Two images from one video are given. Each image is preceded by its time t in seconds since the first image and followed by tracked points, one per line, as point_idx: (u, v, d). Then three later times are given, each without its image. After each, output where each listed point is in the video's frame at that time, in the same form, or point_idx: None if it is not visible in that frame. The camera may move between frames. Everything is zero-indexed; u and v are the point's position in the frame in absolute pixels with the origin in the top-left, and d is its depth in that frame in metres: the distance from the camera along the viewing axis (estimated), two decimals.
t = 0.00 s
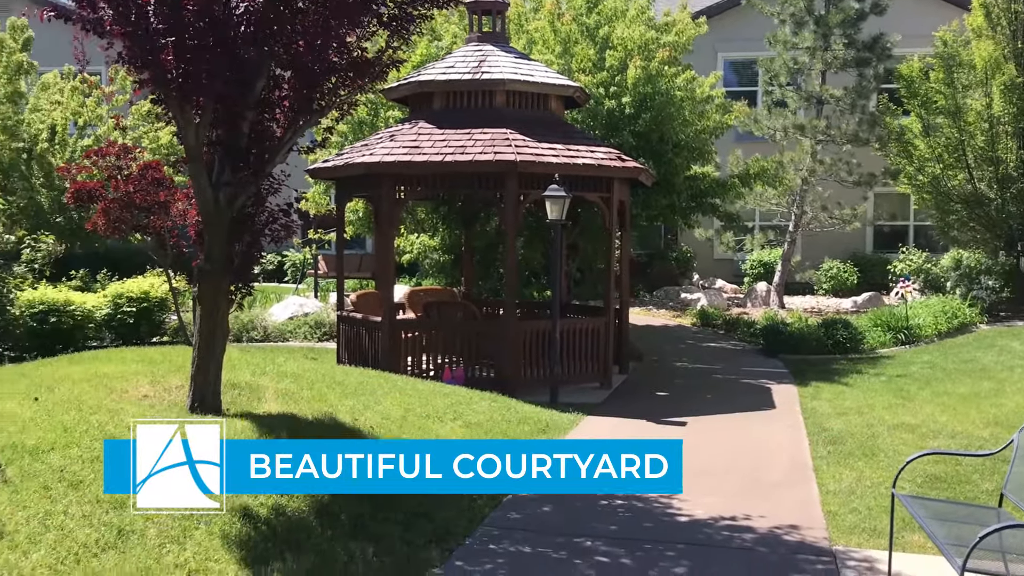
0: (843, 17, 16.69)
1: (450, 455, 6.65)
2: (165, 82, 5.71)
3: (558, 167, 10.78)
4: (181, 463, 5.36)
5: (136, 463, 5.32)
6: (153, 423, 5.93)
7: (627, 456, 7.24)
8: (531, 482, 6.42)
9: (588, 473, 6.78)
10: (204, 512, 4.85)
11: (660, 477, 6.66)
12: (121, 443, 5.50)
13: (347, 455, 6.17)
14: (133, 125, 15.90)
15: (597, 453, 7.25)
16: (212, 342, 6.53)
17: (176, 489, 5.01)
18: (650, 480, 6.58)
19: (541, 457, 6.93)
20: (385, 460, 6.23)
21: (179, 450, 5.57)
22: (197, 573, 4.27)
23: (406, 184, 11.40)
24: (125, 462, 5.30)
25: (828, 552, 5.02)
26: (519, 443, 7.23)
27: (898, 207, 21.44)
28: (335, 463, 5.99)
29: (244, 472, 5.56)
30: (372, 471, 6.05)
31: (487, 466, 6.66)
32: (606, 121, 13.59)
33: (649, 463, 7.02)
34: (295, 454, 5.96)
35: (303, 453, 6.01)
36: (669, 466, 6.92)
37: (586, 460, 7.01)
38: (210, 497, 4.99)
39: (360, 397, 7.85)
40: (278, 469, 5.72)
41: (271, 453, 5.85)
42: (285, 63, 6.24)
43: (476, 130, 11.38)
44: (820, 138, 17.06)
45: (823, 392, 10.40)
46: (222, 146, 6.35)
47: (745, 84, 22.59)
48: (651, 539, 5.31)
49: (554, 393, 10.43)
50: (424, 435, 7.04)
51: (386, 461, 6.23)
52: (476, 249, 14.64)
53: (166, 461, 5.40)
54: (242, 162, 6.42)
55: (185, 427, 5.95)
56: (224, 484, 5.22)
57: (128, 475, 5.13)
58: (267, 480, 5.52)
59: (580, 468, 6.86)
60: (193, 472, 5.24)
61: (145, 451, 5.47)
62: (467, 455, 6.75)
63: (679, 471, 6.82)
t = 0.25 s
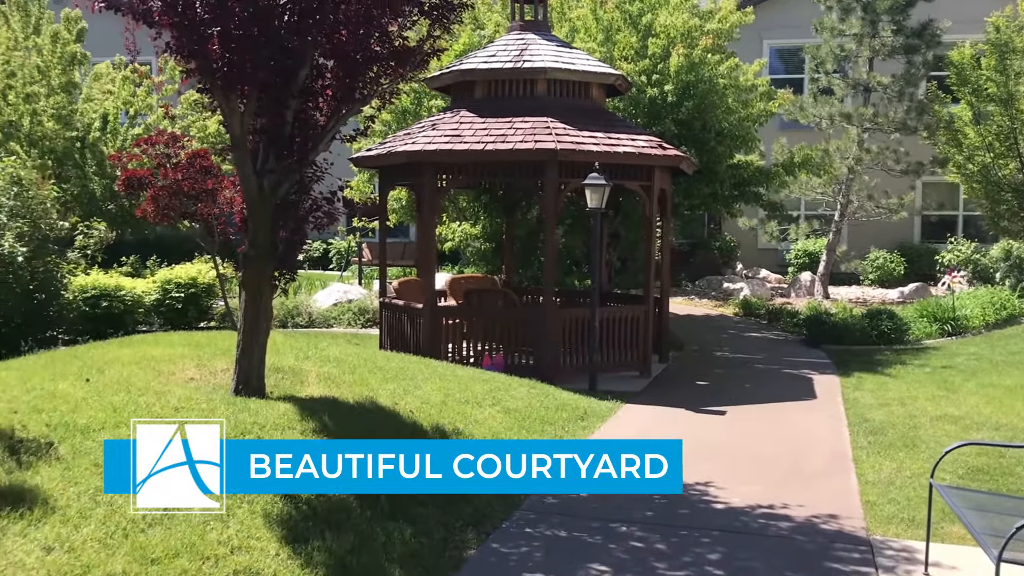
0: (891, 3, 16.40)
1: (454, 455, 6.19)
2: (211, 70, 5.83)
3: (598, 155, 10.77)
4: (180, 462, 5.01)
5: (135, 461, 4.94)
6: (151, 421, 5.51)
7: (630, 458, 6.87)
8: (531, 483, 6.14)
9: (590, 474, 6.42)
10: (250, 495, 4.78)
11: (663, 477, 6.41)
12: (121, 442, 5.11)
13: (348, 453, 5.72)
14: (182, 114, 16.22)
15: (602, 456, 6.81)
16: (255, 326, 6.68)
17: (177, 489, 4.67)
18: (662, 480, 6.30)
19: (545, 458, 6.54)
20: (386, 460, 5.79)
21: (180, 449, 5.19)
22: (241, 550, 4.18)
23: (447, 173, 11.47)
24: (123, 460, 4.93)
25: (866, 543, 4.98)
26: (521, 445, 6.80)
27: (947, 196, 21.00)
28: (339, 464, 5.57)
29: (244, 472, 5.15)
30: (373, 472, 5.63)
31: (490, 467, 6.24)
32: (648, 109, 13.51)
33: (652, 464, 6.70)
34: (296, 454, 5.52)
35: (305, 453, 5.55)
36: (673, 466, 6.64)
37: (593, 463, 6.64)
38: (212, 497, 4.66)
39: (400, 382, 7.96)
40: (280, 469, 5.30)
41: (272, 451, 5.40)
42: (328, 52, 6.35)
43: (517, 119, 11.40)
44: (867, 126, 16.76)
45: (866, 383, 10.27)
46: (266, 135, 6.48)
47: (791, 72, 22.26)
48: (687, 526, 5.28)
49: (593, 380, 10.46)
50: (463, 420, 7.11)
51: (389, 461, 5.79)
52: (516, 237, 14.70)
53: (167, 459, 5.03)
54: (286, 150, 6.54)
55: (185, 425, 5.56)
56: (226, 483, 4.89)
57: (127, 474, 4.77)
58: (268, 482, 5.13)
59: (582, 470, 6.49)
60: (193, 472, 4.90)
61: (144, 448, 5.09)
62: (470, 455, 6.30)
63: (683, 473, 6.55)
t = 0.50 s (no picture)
0: None
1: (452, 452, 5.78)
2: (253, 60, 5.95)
3: (637, 145, 10.74)
4: (181, 462, 4.80)
5: (135, 461, 4.72)
6: (150, 421, 5.28)
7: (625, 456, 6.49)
8: (534, 482, 5.75)
9: (588, 473, 6.06)
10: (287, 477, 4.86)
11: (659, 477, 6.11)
12: (120, 442, 4.88)
13: (347, 452, 5.40)
14: (227, 104, 16.53)
15: (596, 454, 6.41)
16: (295, 312, 6.82)
17: (178, 490, 4.46)
18: (662, 479, 5.96)
19: (542, 456, 6.12)
20: (384, 460, 5.43)
21: (180, 449, 4.96)
22: (278, 529, 4.23)
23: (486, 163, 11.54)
24: (122, 460, 4.71)
25: (900, 535, 4.93)
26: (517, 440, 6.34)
27: (995, 187, 20.54)
28: (336, 463, 5.24)
29: (243, 472, 4.90)
30: (372, 472, 5.26)
31: (489, 466, 5.82)
32: (688, 99, 13.46)
33: (650, 464, 6.33)
34: (294, 454, 5.22)
35: (304, 452, 5.26)
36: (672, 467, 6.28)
37: (587, 462, 6.26)
38: (212, 498, 4.45)
39: (438, 369, 8.05)
40: (280, 469, 5.00)
41: (271, 451, 5.14)
42: (368, 43, 6.43)
43: (556, 109, 11.41)
44: (912, 117, 16.52)
45: (907, 376, 10.14)
46: (307, 125, 6.60)
47: (836, 61, 21.91)
48: (720, 514, 5.26)
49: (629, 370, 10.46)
50: (498, 407, 7.18)
51: (387, 460, 5.42)
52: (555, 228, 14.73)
53: (168, 460, 4.81)
54: (326, 140, 6.64)
55: (185, 424, 5.32)
56: (226, 483, 4.67)
57: (127, 475, 4.55)
58: (263, 481, 4.81)
59: (580, 469, 6.11)
60: (193, 472, 4.69)
61: (144, 449, 4.87)
62: (467, 453, 5.87)
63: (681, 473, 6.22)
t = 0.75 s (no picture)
0: None
1: (450, 450, 5.56)
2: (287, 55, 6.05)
3: (670, 139, 10.68)
4: (181, 463, 4.68)
5: (134, 462, 4.61)
6: (151, 421, 5.17)
7: (624, 454, 6.25)
8: (538, 482, 5.54)
9: (590, 474, 5.83)
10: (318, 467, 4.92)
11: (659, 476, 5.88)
12: (119, 442, 4.77)
13: (347, 452, 5.23)
14: (263, 99, 16.74)
15: (595, 452, 6.16)
16: (328, 305, 6.90)
17: (178, 489, 4.35)
18: (664, 480, 5.76)
19: (541, 455, 5.89)
20: (384, 460, 5.23)
21: (180, 450, 4.85)
22: (308, 519, 4.28)
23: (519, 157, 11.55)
24: (121, 461, 4.59)
25: (933, 533, 4.87)
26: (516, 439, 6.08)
27: None
28: (336, 463, 5.07)
29: (242, 473, 4.76)
30: (372, 473, 5.07)
31: (489, 466, 5.59)
32: (724, 92, 13.34)
33: (650, 464, 6.12)
34: (294, 454, 5.05)
35: (303, 453, 5.08)
36: (671, 466, 6.08)
37: (585, 461, 6.02)
38: (212, 498, 4.34)
39: (468, 362, 8.09)
40: (279, 469, 4.86)
41: (272, 452, 4.99)
42: (400, 38, 6.50)
43: (588, 103, 11.39)
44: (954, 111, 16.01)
45: (944, 374, 9.98)
46: (339, 119, 6.68)
47: (876, 54, 21.57)
48: (749, 509, 5.22)
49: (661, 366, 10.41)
50: (528, 401, 7.20)
51: (386, 461, 5.22)
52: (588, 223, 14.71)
53: (168, 460, 4.69)
54: (358, 135, 6.72)
55: (185, 424, 5.19)
56: (226, 483, 4.55)
57: (126, 475, 4.45)
58: (261, 483, 4.65)
59: (580, 469, 5.88)
60: (193, 472, 4.58)
61: (144, 448, 4.75)
62: (466, 452, 5.63)
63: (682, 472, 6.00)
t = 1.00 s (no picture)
0: None
1: (450, 450, 5.49)
2: (315, 59, 6.22)
3: (697, 140, 10.65)
4: (181, 462, 4.67)
5: (133, 462, 4.60)
6: (152, 421, 5.16)
7: (623, 454, 6.18)
8: (540, 483, 5.48)
9: (591, 474, 5.77)
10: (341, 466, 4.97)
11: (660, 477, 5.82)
12: (118, 442, 4.75)
13: (346, 452, 5.18)
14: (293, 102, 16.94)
15: (595, 453, 6.09)
16: (354, 305, 6.97)
17: (178, 489, 4.34)
18: (664, 481, 5.73)
19: (541, 455, 5.82)
20: (384, 460, 5.18)
21: (181, 449, 4.83)
22: (333, 516, 4.35)
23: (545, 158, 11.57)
24: (122, 460, 4.59)
25: (959, 536, 4.83)
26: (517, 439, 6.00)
27: None
28: (335, 463, 5.03)
29: (242, 473, 4.75)
30: (373, 472, 5.02)
31: (489, 466, 5.52)
32: (751, 92, 13.27)
33: (649, 464, 6.07)
34: (294, 454, 5.01)
35: (303, 453, 5.04)
36: (671, 466, 6.04)
37: (584, 461, 5.94)
38: (213, 497, 4.32)
39: (493, 363, 8.12)
40: (279, 469, 4.83)
41: (272, 452, 4.96)
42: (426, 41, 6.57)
43: (614, 104, 11.39)
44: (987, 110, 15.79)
45: (975, 376, 9.85)
46: (365, 122, 6.76)
47: (907, 53, 21.34)
48: (773, 510, 5.19)
49: (687, 367, 10.39)
50: (552, 401, 7.20)
51: (386, 461, 5.17)
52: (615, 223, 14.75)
53: (169, 459, 4.68)
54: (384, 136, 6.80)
55: (186, 424, 5.18)
56: (226, 483, 4.55)
57: (126, 475, 4.45)
58: (260, 485, 4.62)
59: (580, 470, 5.81)
60: (192, 472, 4.57)
61: (145, 447, 4.74)
62: (466, 452, 5.56)
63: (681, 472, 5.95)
